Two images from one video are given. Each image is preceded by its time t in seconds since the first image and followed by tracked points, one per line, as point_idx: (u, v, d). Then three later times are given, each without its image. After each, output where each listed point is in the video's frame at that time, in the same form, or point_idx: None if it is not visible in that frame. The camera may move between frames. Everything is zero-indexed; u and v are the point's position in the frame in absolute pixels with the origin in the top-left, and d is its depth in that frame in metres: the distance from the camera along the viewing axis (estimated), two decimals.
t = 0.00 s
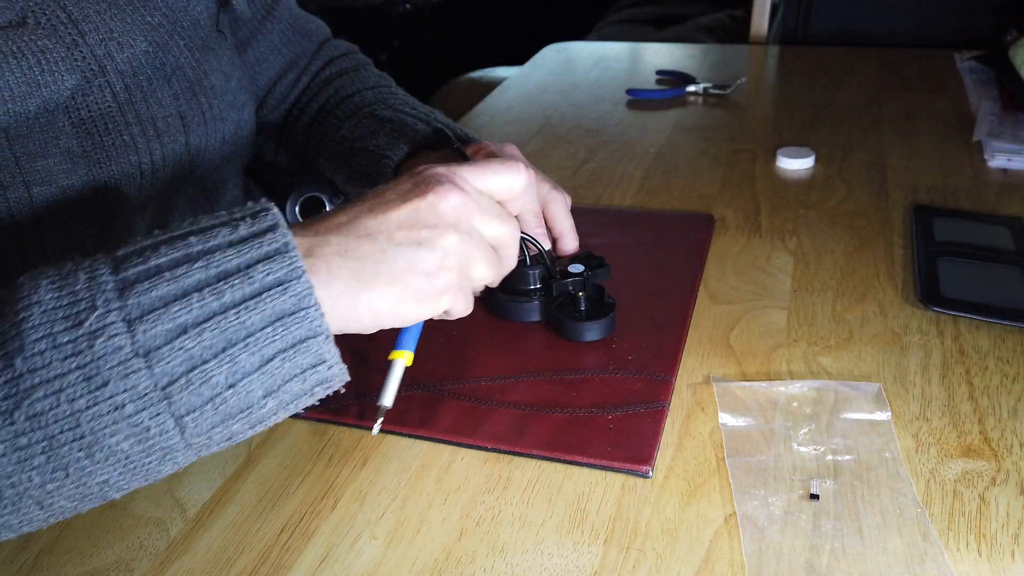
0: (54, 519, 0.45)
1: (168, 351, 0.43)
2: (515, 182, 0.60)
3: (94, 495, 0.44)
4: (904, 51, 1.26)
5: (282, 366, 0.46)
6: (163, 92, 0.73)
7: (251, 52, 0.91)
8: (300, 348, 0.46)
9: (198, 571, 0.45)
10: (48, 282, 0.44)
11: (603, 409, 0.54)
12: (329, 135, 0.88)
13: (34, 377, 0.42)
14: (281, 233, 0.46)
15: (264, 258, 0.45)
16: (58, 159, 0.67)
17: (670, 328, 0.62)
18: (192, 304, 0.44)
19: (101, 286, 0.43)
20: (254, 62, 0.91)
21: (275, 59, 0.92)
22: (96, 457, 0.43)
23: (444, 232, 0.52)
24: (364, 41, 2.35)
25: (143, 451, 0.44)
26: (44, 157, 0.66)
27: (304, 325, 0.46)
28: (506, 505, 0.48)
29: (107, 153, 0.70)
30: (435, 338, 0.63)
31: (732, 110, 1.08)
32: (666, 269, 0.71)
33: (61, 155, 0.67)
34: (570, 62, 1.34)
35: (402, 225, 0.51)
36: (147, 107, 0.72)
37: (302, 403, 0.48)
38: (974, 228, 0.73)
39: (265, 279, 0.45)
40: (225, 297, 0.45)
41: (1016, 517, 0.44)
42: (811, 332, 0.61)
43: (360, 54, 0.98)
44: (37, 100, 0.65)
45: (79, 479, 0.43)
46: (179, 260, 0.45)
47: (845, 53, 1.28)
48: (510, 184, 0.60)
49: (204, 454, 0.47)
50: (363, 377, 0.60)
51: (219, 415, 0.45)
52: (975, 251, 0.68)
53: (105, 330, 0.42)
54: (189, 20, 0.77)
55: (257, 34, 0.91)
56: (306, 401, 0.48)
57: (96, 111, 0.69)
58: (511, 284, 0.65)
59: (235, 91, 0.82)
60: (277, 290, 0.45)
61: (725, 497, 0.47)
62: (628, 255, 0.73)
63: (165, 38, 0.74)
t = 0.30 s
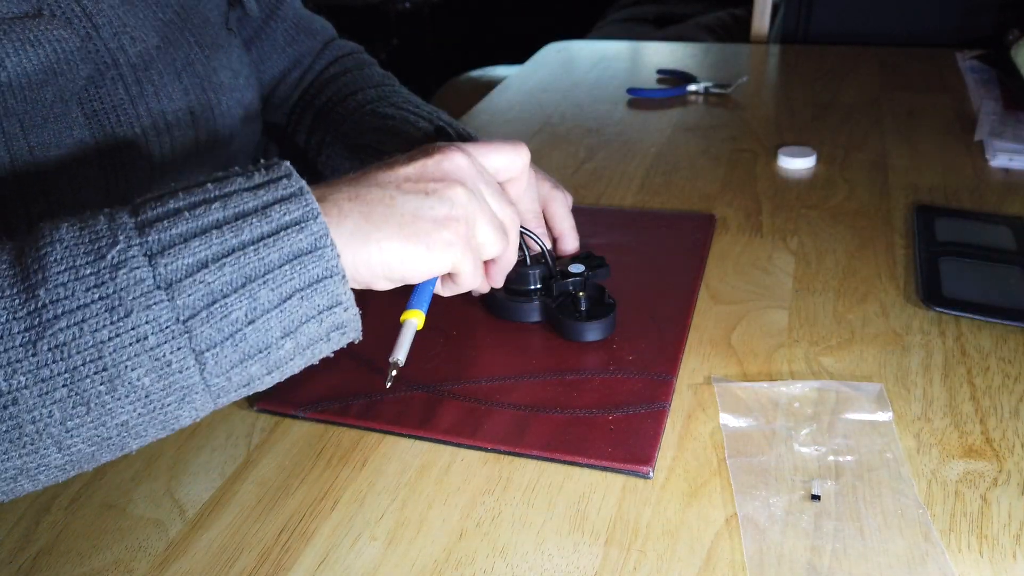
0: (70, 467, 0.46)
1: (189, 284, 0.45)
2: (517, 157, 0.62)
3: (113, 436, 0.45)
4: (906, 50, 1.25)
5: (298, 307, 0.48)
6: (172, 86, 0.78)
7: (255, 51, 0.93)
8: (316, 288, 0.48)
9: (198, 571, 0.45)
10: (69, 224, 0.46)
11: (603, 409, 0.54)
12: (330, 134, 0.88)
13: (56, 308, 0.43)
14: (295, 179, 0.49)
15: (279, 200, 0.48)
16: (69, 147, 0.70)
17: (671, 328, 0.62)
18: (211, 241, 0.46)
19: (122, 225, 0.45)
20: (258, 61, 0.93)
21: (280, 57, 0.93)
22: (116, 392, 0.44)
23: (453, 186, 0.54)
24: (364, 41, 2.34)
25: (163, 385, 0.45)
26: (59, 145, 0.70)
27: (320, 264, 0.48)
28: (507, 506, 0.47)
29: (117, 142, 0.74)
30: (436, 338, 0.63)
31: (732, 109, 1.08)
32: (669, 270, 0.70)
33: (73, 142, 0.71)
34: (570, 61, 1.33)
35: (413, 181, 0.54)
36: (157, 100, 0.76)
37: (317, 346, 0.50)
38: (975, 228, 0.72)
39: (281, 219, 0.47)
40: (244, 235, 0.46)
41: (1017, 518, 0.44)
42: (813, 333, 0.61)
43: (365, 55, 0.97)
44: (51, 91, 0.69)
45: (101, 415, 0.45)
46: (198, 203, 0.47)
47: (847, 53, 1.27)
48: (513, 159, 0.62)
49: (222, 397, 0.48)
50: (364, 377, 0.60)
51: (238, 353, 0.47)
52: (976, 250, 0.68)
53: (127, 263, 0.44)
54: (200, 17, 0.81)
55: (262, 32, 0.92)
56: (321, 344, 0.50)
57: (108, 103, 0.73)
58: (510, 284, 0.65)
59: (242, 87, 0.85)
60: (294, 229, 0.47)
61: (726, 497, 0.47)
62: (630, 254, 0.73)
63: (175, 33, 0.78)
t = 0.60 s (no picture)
0: (79, 447, 0.46)
1: (199, 258, 0.45)
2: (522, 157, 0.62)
3: (123, 413, 0.45)
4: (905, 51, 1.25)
5: (307, 283, 0.48)
6: (177, 86, 0.78)
7: (259, 52, 0.93)
8: (324, 264, 0.48)
9: (198, 571, 0.45)
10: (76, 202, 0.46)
11: (603, 409, 0.54)
12: (330, 134, 0.88)
13: (65, 281, 0.43)
14: (301, 157, 0.50)
15: (287, 177, 0.48)
16: (76, 147, 0.71)
17: (671, 328, 0.62)
18: (220, 216, 0.46)
19: (130, 201, 0.46)
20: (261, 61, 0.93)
21: (284, 58, 0.94)
22: (127, 366, 0.44)
23: (459, 173, 0.54)
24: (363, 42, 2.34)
25: (173, 359, 0.45)
26: (66, 142, 0.70)
27: (328, 240, 0.48)
28: (506, 505, 0.47)
29: (124, 142, 0.74)
30: (436, 338, 0.63)
31: (732, 110, 1.08)
32: (670, 270, 0.70)
33: (79, 139, 0.71)
34: (570, 62, 1.33)
35: (418, 168, 0.54)
36: (162, 101, 0.77)
37: (326, 324, 0.50)
38: (974, 228, 0.73)
39: (288, 195, 0.48)
40: (252, 212, 0.47)
41: (1016, 517, 0.44)
42: (812, 333, 0.61)
43: (367, 55, 0.98)
44: (58, 90, 0.69)
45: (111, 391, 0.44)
46: (205, 181, 0.48)
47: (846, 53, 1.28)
48: (518, 156, 0.62)
49: (230, 374, 0.48)
50: (365, 376, 0.60)
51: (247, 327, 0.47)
52: (975, 250, 0.68)
53: (136, 237, 0.44)
54: (206, 18, 0.81)
55: (264, 34, 0.92)
56: (329, 322, 0.50)
57: (114, 101, 0.73)
58: (510, 284, 0.65)
59: (246, 88, 0.85)
60: (302, 205, 0.48)
61: (726, 497, 0.47)
62: (630, 255, 0.73)
63: (182, 33, 0.78)
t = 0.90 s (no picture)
0: (77, 444, 0.46)
1: (198, 252, 0.45)
2: (518, 159, 0.62)
3: (122, 407, 0.45)
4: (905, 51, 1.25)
5: (305, 278, 0.48)
6: (175, 87, 0.78)
7: (257, 51, 0.93)
8: (322, 259, 0.48)
9: (199, 571, 0.45)
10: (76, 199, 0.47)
11: (603, 409, 0.54)
12: (330, 134, 0.88)
13: (65, 276, 0.43)
14: (298, 155, 0.50)
15: (285, 173, 0.49)
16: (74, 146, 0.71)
17: (671, 328, 0.62)
18: (218, 211, 0.46)
19: (130, 198, 0.46)
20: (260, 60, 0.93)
21: (283, 58, 0.94)
22: (127, 360, 0.44)
23: (455, 172, 0.54)
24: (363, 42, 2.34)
25: (171, 354, 0.45)
26: (64, 143, 0.70)
27: (325, 235, 0.48)
28: (506, 505, 0.47)
29: (122, 142, 0.74)
30: (436, 338, 0.63)
31: (732, 109, 1.08)
32: (669, 269, 0.70)
33: (77, 138, 0.71)
34: (570, 62, 1.33)
35: (416, 168, 0.55)
36: (161, 101, 0.77)
37: (325, 320, 0.50)
38: (974, 228, 0.73)
39: (286, 190, 0.48)
40: (250, 207, 0.47)
41: (1016, 517, 0.44)
42: (812, 333, 0.61)
43: (365, 55, 0.98)
44: (55, 90, 0.69)
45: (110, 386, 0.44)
46: (203, 178, 0.48)
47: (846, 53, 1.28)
48: (515, 159, 0.63)
49: (229, 370, 0.48)
50: (366, 375, 0.60)
51: (245, 323, 0.47)
52: (975, 250, 0.68)
53: (135, 232, 0.44)
54: (204, 18, 0.81)
55: (264, 32, 0.92)
56: (328, 318, 0.50)
57: (112, 101, 0.73)
58: (510, 283, 0.65)
59: (245, 88, 0.86)
60: (299, 200, 0.48)
61: (725, 497, 0.47)
62: (630, 255, 0.73)
63: (180, 34, 0.78)
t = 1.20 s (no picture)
0: None
1: (90, 326, 0.42)
2: (493, 209, 0.59)
3: (22, 478, 0.44)
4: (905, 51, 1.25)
5: (215, 344, 0.45)
6: (174, 87, 0.77)
7: (258, 51, 0.91)
8: (235, 324, 0.45)
9: (198, 571, 0.45)
10: None
11: (603, 409, 0.54)
12: (330, 134, 0.89)
13: None
14: (221, 197, 0.45)
15: (197, 225, 0.44)
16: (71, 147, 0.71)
17: (671, 328, 0.62)
18: (116, 275, 0.43)
19: (21, 255, 0.42)
20: (261, 60, 0.92)
21: (283, 57, 0.94)
22: (17, 438, 0.43)
23: (412, 240, 0.52)
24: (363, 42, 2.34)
25: (66, 430, 0.43)
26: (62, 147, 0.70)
27: (239, 297, 0.45)
28: (506, 505, 0.47)
29: (121, 146, 0.74)
30: (436, 338, 0.63)
31: (732, 110, 1.08)
32: (668, 268, 0.71)
33: (76, 143, 0.71)
34: (570, 62, 1.33)
35: (366, 219, 0.52)
36: (159, 102, 0.76)
37: (245, 381, 0.47)
38: (974, 228, 0.72)
39: (195, 248, 0.44)
40: (154, 268, 0.44)
41: (1016, 517, 0.44)
42: (812, 333, 0.61)
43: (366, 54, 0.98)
44: (52, 93, 0.69)
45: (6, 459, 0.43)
46: (108, 227, 0.44)
47: (846, 53, 1.28)
48: (487, 211, 0.58)
49: (138, 437, 0.46)
50: (366, 375, 0.60)
51: (147, 394, 0.45)
52: (975, 251, 0.68)
53: (20, 303, 0.41)
54: (203, 18, 0.81)
55: (265, 32, 0.91)
56: (249, 380, 0.47)
57: (109, 103, 0.73)
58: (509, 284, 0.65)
59: (245, 88, 0.85)
60: (209, 259, 0.44)
61: (725, 497, 0.47)
62: (630, 254, 0.73)
63: (179, 35, 0.78)
